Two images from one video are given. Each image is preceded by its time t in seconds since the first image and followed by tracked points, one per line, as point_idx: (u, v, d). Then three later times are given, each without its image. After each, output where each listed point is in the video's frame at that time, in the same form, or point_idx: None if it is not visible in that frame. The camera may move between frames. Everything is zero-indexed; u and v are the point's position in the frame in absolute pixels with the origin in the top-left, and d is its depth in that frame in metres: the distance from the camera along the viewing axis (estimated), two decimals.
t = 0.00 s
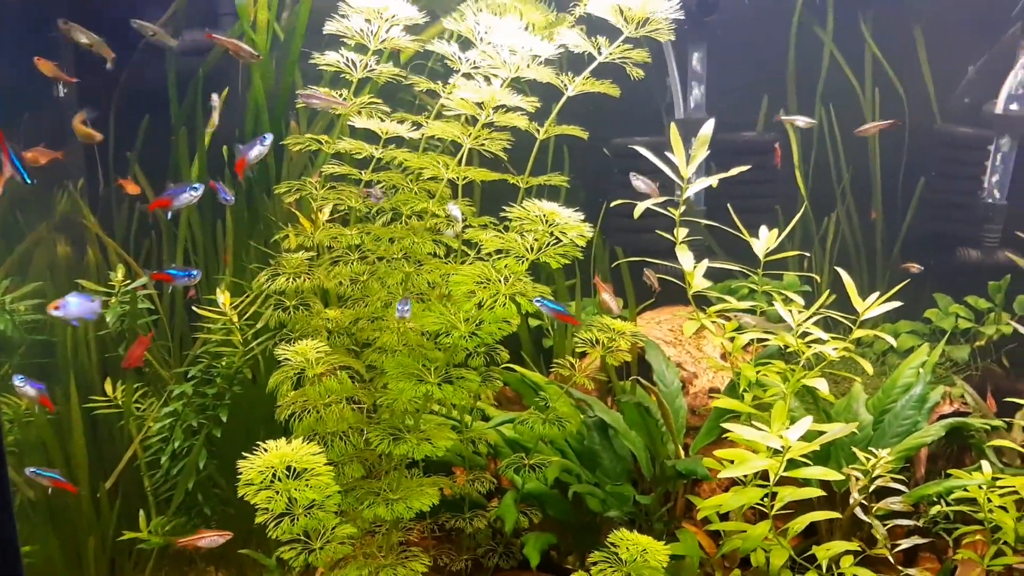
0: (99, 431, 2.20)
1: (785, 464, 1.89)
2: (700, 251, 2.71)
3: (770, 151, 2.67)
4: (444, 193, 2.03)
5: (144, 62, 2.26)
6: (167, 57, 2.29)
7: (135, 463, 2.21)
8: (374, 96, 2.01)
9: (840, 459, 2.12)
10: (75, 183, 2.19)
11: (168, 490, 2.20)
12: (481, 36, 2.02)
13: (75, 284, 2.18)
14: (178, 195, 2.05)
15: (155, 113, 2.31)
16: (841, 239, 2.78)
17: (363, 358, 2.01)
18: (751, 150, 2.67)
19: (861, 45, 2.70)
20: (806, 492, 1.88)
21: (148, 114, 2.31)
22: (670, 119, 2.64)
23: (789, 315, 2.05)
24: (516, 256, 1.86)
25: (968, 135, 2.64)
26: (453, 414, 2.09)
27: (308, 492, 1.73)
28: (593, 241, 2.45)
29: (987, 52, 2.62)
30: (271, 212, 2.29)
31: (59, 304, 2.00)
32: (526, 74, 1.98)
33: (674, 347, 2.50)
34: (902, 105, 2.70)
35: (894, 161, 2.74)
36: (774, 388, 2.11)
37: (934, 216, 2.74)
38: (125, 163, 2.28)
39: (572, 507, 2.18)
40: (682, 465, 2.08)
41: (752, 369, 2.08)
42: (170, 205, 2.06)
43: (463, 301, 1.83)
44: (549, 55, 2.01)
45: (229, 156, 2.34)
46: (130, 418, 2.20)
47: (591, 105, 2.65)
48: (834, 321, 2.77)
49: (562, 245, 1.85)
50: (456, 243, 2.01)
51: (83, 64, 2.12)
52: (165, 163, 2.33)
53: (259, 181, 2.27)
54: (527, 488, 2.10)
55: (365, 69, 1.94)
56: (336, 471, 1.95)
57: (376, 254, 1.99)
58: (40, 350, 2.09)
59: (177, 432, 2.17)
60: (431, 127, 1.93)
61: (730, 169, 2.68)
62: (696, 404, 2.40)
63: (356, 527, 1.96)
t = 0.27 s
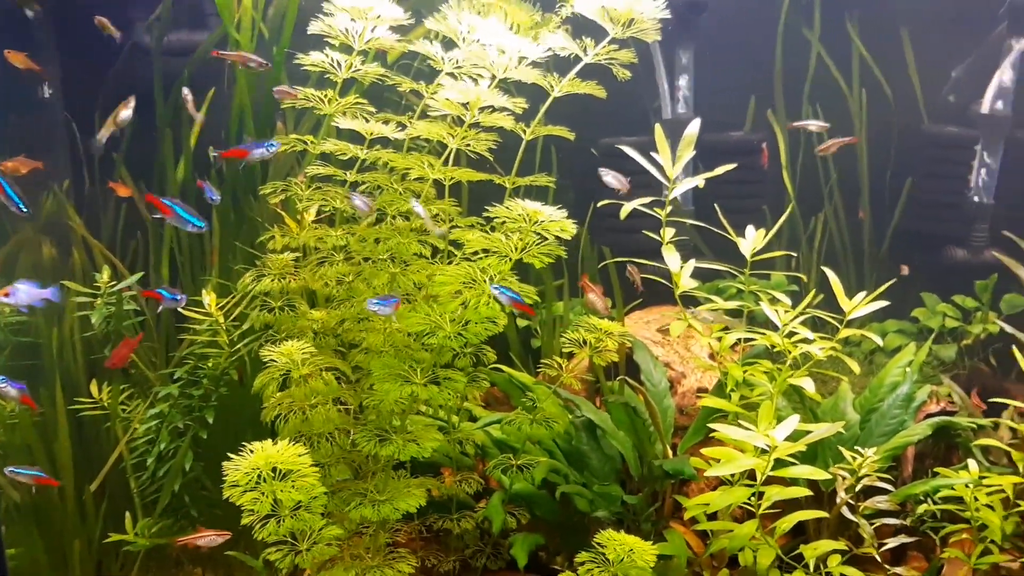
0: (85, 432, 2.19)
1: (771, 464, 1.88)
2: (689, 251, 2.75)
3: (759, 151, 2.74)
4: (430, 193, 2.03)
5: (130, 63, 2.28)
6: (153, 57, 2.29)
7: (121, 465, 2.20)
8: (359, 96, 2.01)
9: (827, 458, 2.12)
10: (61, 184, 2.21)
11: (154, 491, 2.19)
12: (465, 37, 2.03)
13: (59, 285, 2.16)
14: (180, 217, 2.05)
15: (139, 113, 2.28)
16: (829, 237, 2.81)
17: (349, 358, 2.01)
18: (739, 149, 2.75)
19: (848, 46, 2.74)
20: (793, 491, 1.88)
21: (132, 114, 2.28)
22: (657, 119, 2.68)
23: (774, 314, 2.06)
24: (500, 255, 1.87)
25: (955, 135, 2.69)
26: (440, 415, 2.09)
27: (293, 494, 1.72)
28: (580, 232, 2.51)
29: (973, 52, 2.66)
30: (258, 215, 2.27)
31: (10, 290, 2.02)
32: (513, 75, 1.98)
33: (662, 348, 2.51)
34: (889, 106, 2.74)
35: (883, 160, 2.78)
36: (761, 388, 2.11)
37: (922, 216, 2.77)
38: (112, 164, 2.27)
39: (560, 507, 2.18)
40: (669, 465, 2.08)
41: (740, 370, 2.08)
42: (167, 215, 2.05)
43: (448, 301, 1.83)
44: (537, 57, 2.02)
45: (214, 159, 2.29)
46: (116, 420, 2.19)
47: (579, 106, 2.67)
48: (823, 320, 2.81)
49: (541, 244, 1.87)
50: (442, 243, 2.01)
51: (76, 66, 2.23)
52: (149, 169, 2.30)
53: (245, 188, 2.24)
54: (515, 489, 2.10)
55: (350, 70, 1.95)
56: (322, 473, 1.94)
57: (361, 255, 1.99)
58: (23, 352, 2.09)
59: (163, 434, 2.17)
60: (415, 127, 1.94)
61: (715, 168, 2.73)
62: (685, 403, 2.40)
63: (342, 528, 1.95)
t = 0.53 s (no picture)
0: (77, 431, 2.20)
1: (758, 460, 1.89)
2: (677, 250, 2.84)
3: (747, 151, 2.84)
4: (419, 193, 2.05)
5: (120, 64, 2.32)
6: (143, 58, 2.32)
7: (113, 464, 2.21)
8: (349, 96, 2.02)
9: (814, 455, 2.14)
10: (53, 185, 2.25)
11: (145, 490, 2.20)
12: (454, 38, 2.04)
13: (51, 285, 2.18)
14: (211, 266, 2.06)
15: (131, 114, 2.34)
16: (815, 235, 2.92)
17: (339, 357, 2.02)
18: (732, 148, 2.83)
19: (835, 48, 2.88)
20: (779, 488, 1.90)
21: (124, 116, 2.34)
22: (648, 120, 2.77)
23: (761, 313, 2.07)
24: (487, 253, 1.89)
25: (940, 135, 2.82)
26: (431, 414, 2.11)
27: (283, 491, 1.73)
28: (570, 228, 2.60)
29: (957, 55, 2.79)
30: (250, 216, 2.25)
31: None
32: (503, 76, 2.01)
33: (650, 347, 2.56)
34: (875, 105, 2.88)
35: (869, 158, 2.91)
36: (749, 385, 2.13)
37: (906, 215, 2.89)
38: (103, 165, 2.32)
39: (550, 505, 2.19)
40: (658, 462, 2.10)
41: (726, 367, 2.11)
42: (196, 263, 2.05)
43: (436, 300, 1.85)
44: (527, 58, 2.03)
45: (205, 158, 2.32)
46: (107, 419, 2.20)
47: (568, 108, 2.76)
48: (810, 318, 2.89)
49: (527, 242, 1.90)
50: (431, 242, 2.03)
51: (64, 68, 2.28)
52: (140, 171, 2.33)
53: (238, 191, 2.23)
54: (505, 486, 2.12)
55: (340, 70, 1.95)
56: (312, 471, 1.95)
57: (350, 254, 2.00)
58: (14, 350, 2.11)
59: (154, 433, 2.18)
60: (406, 128, 1.96)
61: (700, 169, 2.82)
62: (674, 401, 2.44)
63: (333, 526, 1.97)
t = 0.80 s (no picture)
0: (59, 430, 2.20)
1: (738, 457, 1.90)
2: (663, 249, 2.88)
3: (731, 149, 2.91)
4: (401, 191, 2.05)
5: (101, 62, 2.36)
6: (124, 56, 2.36)
7: (95, 464, 2.21)
8: (332, 94, 2.02)
9: (796, 452, 2.15)
10: (35, 183, 2.27)
11: (127, 490, 2.20)
12: (438, 36, 2.03)
13: (34, 283, 2.17)
14: (212, 304, 2.00)
15: (113, 114, 2.37)
16: (798, 232, 2.95)
17: (321, 356, 2.02)
18: (717, 146, 2.90)
19: (818, 47, 2.96)
20: (762, 484, 1.90)
21: (107, 115, 2.37)
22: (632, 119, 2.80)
23: (744, 311, 2.08)
24: (466, 251, 1.90)
25: (922, 134, 2.89)
26: (415, 412, 2.11)
27: (265, 489, 1.73)
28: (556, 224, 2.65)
29: (937, 56, 2.88)
30: (230, 212, 2.27)
31: None
32: (488, 74, 2.01)
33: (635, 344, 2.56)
34: (858, 104, 2.94)
35: (852, 157, 2.96)
36: (731, 382, 2.14)
37: (890, 213, 2.94)
38: (86, 164, 2.33)
39: (534, 503, 2.19)
40: (640, 460, 2.10)
41: (710, 365, 2.11)
42: (198, 301, 2.01)
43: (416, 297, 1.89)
44: (510, 56, 2.04)
45: (187, 155, 2.33)
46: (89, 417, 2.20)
47: (554, 109, 2.81)
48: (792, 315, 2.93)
49: (508, 239, 1.91)
50: (412, 239, 2.04)
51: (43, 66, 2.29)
52: (123, 168, 2.34)
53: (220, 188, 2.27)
54: (488, 484, 2.11)
55: (322, 67, 1.94)
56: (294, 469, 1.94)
57: (332, 252, 2.00)
58: None
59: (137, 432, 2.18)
60: (389, 126, 1.97)
61: (680, 165, 2.88)
62: (657, 399, 2.47)
63: (316, 524, 1.96)
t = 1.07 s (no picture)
0: (32, 431, 2.19)
1: (712, 457, 1.89)
2: (641, 248, 2.94)
3: (709, 149, 2.99)
4: (374, 189, 2.05)
5: (73, 60, 2.39)
6: (98, 54, 2.41)
7: (68, 465, 2.20)
8: (305, 92, 1.99)
9: (772, 451, 2.15)
10: (10, 180, 2.31)
11: (100, 491, 2.19)
12: (412, 34, 2.01)
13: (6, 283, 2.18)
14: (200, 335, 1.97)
15: (86, 112, 2.40)
16: (776, 231, 3.05)
17: (295, 356, 2.00)
18: (694, 145, 2.98)
19: (795, 48, 3.01)
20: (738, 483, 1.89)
21: (81, 113, 2.40)
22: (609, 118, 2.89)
23: (721, 311, 2.07)
24: (438, 251, 1.87)
25: (899, 133, 2.94)
26: (391, 412, 2.10)
27: (235, 491, 1.69)
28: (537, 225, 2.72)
29: (914, 54, 2.92)
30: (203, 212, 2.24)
31: None
32: (464, 72, 1.99)
33: (613, 342, 2.57)
34: (835, 104, 3.01)
35: (831, 155, 3.04)
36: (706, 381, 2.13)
37: (869, 211, 3.00)
38: (59, 162, 2.36)
39: (511, 504, 2.18)
40: (616, 459, 2.09)
41: (685, 363, 2.13)
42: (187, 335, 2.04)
43: (388, 296, 1.87)
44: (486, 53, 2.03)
45: (160, 153, 2.41)
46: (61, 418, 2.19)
47: (532, 110, 2.87)
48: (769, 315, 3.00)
49: (481, 238, 1.89)
50: (386, 238, 2.02)
51: (15, 63, 2.32)
52: (96, 166, 2.38)
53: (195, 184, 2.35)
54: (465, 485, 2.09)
55: (296, 65, 1.91)
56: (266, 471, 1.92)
57: (306, 251, 2.00)
58: None
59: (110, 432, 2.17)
60: (363, 125, 1.95)
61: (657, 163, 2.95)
62: (635, 398, 2.47)
63: (290, 526, 1.94)
